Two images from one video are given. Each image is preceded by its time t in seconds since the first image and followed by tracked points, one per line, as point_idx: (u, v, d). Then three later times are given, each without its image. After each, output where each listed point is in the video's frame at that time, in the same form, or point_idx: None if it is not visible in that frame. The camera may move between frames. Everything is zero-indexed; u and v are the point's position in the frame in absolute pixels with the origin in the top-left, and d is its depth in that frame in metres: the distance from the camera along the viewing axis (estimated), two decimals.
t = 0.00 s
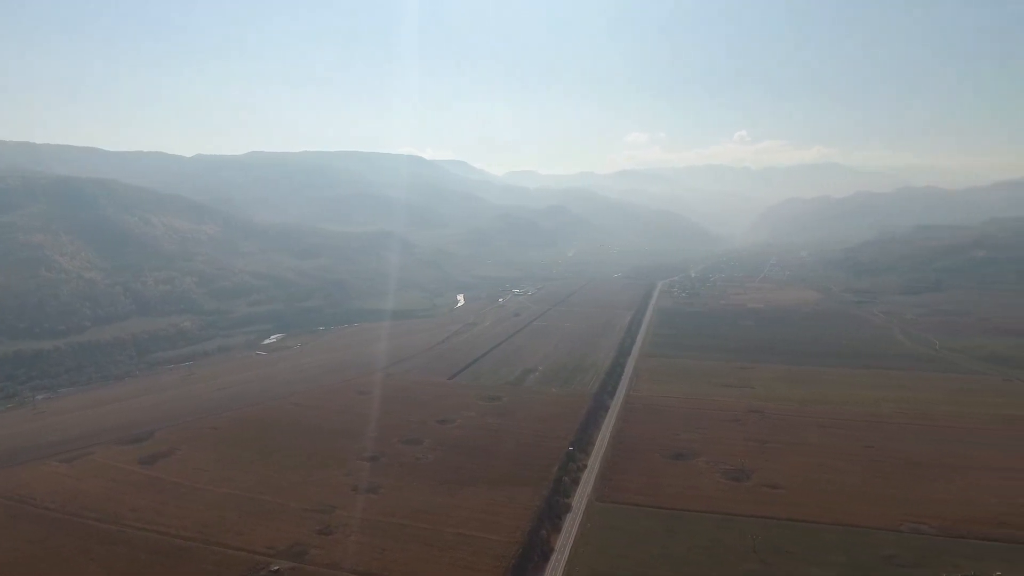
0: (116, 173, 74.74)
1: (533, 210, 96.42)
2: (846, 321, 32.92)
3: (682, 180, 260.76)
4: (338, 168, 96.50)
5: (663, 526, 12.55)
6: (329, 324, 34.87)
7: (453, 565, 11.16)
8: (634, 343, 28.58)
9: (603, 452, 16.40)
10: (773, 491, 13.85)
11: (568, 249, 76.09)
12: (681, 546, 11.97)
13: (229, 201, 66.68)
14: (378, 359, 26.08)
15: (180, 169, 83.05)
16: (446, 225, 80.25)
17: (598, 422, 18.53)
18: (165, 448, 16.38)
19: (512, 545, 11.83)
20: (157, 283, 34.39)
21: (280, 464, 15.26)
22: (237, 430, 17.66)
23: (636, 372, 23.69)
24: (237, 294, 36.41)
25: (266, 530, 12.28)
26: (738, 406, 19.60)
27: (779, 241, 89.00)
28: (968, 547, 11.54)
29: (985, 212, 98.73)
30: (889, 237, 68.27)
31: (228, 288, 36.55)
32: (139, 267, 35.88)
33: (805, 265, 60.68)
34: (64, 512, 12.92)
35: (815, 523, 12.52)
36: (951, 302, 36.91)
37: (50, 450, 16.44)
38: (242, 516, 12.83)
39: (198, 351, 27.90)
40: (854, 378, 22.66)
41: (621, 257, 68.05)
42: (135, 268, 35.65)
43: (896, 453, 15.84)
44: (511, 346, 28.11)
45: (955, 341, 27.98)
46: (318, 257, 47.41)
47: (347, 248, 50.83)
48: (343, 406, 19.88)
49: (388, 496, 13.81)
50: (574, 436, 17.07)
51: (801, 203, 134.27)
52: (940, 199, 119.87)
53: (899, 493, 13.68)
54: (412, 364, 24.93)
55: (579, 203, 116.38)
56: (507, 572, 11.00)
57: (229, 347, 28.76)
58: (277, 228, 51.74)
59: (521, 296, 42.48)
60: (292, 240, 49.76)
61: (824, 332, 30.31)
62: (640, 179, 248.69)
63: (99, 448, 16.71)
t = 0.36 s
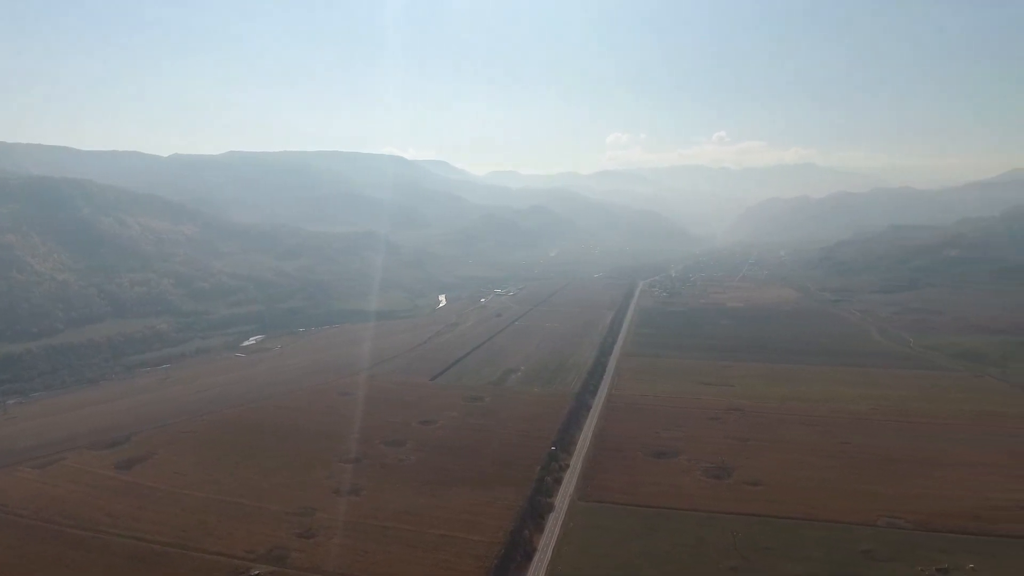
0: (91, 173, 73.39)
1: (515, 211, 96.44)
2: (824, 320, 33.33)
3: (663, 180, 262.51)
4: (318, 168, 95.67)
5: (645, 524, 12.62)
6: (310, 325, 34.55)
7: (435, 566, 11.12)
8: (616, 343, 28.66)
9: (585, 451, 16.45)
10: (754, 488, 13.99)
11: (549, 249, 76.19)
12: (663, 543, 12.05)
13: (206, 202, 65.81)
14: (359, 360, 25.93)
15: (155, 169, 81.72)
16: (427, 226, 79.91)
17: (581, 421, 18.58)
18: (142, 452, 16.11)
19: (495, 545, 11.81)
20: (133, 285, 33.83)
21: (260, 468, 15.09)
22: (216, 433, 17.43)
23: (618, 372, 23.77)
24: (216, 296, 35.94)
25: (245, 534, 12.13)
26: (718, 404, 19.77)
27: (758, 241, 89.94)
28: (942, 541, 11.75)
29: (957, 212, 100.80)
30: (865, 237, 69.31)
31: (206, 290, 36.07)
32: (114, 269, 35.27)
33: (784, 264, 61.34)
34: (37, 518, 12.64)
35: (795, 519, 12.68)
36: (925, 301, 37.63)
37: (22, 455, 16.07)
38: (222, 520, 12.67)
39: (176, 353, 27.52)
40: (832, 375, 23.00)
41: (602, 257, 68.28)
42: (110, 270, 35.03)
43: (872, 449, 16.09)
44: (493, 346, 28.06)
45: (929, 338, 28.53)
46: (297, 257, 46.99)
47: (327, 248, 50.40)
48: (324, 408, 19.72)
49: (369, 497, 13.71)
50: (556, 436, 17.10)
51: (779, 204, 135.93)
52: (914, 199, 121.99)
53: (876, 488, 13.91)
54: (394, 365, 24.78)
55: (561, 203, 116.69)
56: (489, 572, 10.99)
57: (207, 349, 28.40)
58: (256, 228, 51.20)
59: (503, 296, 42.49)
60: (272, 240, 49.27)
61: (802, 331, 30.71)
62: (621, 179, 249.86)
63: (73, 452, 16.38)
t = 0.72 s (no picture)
0: (63, 173, 71.94)
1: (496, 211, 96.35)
2: (802, 319, 33.74)
3: (643, 180, 264.16)
4: (297, 168, 94.73)
5: (627, 522, 12.70)
6: (290, 327, 34.21)
7: (417, 568, 11.08)
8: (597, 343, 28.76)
9: (567, 450, 16.50)
10: (734, 485, 14.13)
11: (530, 249, 76.25)
12: (645, 540, 12.13)
13: (183, 202, 64.84)
14: (340, 361, 25.76)
15: (130, 169, 80.36)
16: (408, 226, 79.51)
17: (563, 421, 18.65)
18: (117, 457, 15.83)
19: (478, 546, 11.80)
20: (108, 287, 33.24)
21: (239, 471, 14.90)
22: (193, 437, 17.18)
23: (599, 371, 23.86)
24: (194, 297, 35.44)
25: (224, 538, 11.98)
26: (699, 402, 19.95)
27: (737, 241, 90.83)
28: (916, 534, 11.99)
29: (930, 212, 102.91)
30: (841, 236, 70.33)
31: (183, 291, 35.56)
32: (88, 270, 34.63)
33: (763, 263, 62.02)
34: (9, 526, 12.37)
35: (774, 515, 12.84)
36: (899, 299, 38.35)
37: None
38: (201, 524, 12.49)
39: (152, 356, 27.09)
40: (809, 373, 23.35)
41: (583, 257, 68.47)
42: (84, 272, 34.38)
43: (849, 445, 16.34)
44: (475, 347, 28.01)
45: (903, 336, 29.08)
46: (277, 258, 46.52)
47: (307, 249, 49.92)
48: (304, 410, 19.52)
49: (351, 499, 13.62)
50: (538, 436, 17.13)
51: (757, 204, 137.55)
52: (889, 199, 124.09)
53: (853, 484, 14.13)
54: (375, 367, 24.64)
55: (542, 203, 116.88)
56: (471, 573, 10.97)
57: (185, 352, 28.01)
58: (234, 229, 50.59)
59: (485, 297, 42.47)
60: (250, 241, 48.73)
61: (781, 329, 31.10)
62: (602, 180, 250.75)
63: (46, 458, 16.04)
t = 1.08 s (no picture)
0: (32, 172, 70.25)
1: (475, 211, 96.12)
2: (778, 318, 34.15)
3: (622, 181, 265.60)
4: (274, 168, 93.57)
5: (606, 520, 12.79)
6: (266, 328, 33.80)
7: (396, 569, 11.03)
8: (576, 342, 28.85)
9: (547, 450, 16.54)
10: (712, 483, 14.29)
11: (509, 249, 76.20)
12: (625, 538, 12.20)
13: (156, 202, 63.69)
14: (318, 362, 25.53)
15: (102, 168, 78.78)
16: (386, 227, 78.99)
17: (542, 421, 18.70)
18: (89, 463, 15.52)
19: (458, 547, 11.77)
20: (79, 289, 32.57)
21: (214, 476, 14.69)
22: (168, 441, 16.91)
23: (579, 371, 23.93)
24: (168, 299, 34.87)
25: (200, 543, 11.82)
26: (677, 401, 20.14)
27: (714, 241, 91.75)
28: (889, 527, 12.23)
29: (901, 213, 105.03)
30: (816, 236, 71.37)
31: (157, 293, 34.96)
32: (58, 272, 33.87)
33: (739, 263, 62.69)
34: None
35: (751, 511, 13.01)
36: (872, 298, 39.05)
37: None
38: (175, 530, 12.30)
39: (125, 360, 26.59)
40: (784, 371, 23.69)
41: (562, 257, 68.57)
42: (54, 273, 33.63)
43: (823, 442, 16.59)
44: (454, 347, 27.90)
45: (876, 334, 29.63)
46: (253, 259, 45.95)
47: (284, 250, 49.36)
48: (281, 413, 19.33)
49: (330, 502, 13.51)
50: (518, 436, 17.16)
51: (733, 204, 139.17)
52: (861, 200, 126.27)
53: (828, 479, 14.34)
54: (353, 368, 24.44)
55: (521, 204, 116.91)
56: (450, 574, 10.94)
57: (159, 355, 27.53)
58: (208, 230, 49.86)
59: (465, 297, 42.41)
60: (225, 241, 48.06)
61: (757, 328, 31.50)
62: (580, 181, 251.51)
63: (15, 463, 15.67)
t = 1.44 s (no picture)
0: None
1: (452, 211, 95.82)
2: (753, 316, 34.60)
3: (599, 181, 267.03)
4: (248, 168, 92.28)
5: (585, 519, 12.83)
6: (241, 330, 33.31)
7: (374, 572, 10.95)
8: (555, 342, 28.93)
9: (527, 450, 16.55)
10: (689, 480, 14.43)
11: (487, 249, 76.09)
12: (604, 537, 12.26)
13: (126, 202, 62.44)
14: (294, 364, 25.23)
15: (69, 167, 77.02)
16: (362, 227, 78.40)
17: (521, 420, 18.71)
18: (58, 469, 15.16)
19: (437, 549, 11.72)
20: (47, 291, 31.80)
21: (189, 480, 14.44)
22: (140, 446, 16.58)
23: (558, 371, 23.99)
24: (139, 301, 34.21)
25: (174, 550, 11.60)
26: (654, 399, 20.31)
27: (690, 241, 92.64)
28: (862, 522, 12.46)
29: (871, 213, 107.24)
30: (789, 236, 72.45)
31: (128, 295, 34.28)
32: (24, 274, 33.03)
33: (715, 263, 63.35)
34: None
35: (728, 508, 13.16)
36: (843, 296, 39.74)
37: None
38: (148, 536, 12.06)
39: (95, 363, 26.03)
40: (759, 369, 24.00)
41: (540, 257, 68.70)
42: (20, 275, 32.79)
43: (798, 438, 16.85)
44: (433, 348, 27.78)
45: (848, 332, 30.15)
46: (227, 260, 45.27)
47: (259, 250, 48.73)
48: (257, 416, 19.06)
49: (307, 505, 13.35)
50: (497, 437, 17.14)
51: (709, 205, 140.80)
52: (833, 200, 128.51)
53: (803, 475, 14.57)
54: (330, 370, 24.21)
55: (499, 204, 116.86)
56: None
57: (130, 358, 27.00)
58: (181, 230, 49.00)
59: (442, 297, 42.25)
60: (198, 242, 47.29)
61: (732, 327, 31.85)
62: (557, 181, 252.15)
63: None
